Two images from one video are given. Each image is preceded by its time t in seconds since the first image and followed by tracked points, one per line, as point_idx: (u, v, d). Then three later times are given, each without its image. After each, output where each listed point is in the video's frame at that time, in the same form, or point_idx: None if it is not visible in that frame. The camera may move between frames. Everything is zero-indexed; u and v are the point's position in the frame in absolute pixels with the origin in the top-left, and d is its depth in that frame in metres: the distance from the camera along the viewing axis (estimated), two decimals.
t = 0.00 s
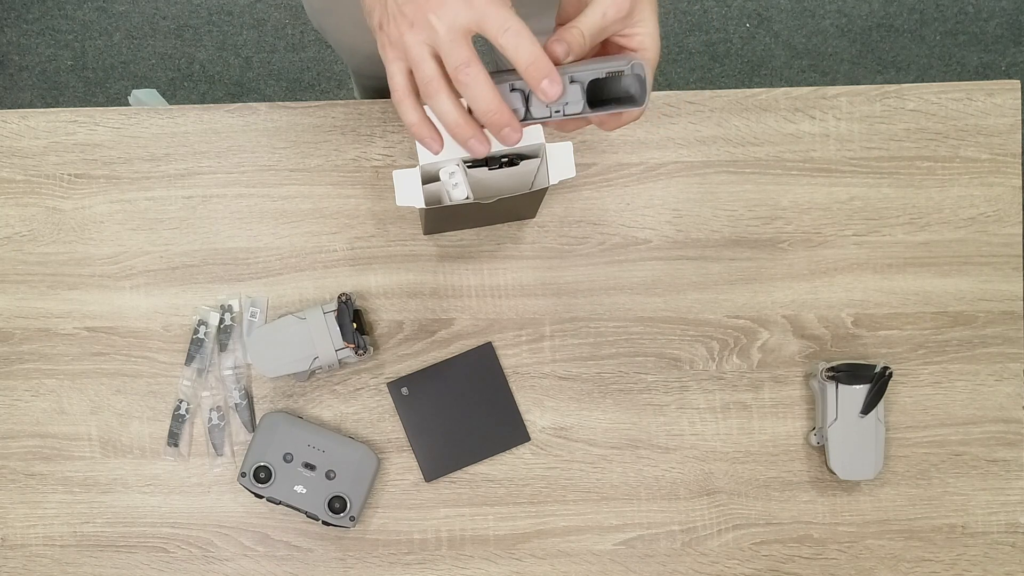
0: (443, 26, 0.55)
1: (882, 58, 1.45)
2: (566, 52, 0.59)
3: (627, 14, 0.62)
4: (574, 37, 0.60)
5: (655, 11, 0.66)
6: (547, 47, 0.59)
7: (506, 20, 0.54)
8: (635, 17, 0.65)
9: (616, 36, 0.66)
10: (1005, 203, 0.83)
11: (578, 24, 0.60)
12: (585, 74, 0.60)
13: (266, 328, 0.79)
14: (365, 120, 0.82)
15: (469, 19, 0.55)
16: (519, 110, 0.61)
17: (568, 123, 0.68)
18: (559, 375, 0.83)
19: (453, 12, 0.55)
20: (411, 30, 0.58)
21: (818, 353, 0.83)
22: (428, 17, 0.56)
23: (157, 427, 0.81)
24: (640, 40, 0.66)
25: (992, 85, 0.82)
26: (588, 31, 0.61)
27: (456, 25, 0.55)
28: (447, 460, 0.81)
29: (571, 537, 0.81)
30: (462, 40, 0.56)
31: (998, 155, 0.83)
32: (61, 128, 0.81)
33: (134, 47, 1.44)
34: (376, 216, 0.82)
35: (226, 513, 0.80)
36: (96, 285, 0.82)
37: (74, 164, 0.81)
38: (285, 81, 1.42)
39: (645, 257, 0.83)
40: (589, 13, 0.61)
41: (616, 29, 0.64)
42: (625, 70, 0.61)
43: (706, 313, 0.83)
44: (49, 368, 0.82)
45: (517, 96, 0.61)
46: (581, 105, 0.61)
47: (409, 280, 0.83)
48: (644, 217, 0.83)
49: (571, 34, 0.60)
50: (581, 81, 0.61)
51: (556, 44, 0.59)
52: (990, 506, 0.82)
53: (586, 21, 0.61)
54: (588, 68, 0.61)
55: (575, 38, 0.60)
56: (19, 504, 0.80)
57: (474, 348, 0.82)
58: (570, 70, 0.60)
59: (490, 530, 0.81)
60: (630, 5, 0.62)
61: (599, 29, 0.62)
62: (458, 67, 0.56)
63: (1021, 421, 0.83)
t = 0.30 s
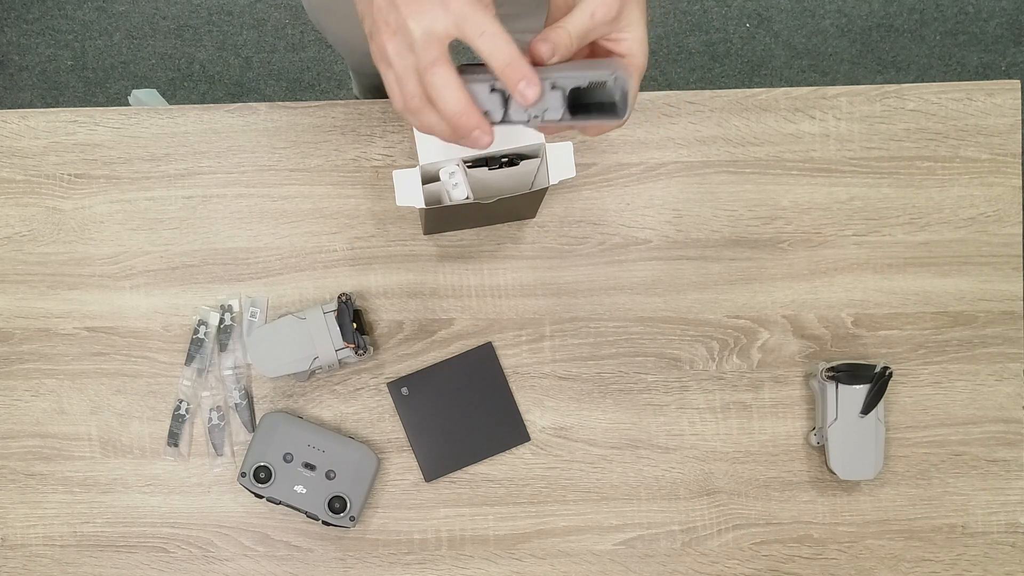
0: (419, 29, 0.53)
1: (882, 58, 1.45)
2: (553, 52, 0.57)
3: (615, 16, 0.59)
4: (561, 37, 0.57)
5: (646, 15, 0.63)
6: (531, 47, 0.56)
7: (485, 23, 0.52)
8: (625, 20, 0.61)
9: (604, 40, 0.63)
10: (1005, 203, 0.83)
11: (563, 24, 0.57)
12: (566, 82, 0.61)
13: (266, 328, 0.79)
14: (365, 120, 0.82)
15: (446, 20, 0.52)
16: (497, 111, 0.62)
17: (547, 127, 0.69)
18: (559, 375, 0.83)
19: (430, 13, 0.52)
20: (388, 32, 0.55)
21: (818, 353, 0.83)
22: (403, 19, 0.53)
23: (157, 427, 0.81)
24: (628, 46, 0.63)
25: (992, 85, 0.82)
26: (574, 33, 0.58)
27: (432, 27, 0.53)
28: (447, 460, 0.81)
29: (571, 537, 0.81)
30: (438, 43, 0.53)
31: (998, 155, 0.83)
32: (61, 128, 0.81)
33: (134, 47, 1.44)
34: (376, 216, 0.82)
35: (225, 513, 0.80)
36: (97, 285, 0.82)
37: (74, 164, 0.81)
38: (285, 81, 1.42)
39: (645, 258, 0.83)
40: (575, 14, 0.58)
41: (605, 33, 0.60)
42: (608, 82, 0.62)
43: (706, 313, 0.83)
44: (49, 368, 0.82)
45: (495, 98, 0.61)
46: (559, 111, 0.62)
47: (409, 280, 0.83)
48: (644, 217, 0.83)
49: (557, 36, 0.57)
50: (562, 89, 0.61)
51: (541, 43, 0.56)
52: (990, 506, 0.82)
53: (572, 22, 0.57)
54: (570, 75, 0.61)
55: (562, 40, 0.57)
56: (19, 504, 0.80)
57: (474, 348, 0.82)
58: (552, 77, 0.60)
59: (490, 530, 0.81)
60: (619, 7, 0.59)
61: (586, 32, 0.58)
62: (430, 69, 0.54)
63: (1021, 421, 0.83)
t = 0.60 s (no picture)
0: (385, 122, 0.60)
1: (882, 58, 1.45)
2: (521, 123, 0.58)
3: (587, 81, 0.62)
4: (531, 108, 0.59)
5: (620, 79, 0.66)
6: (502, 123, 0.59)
7: (443, 116, 0.58)
8: (596, 87, 0.64)
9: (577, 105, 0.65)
10: (1005, 203, 0.83)
11: (535, 92, 0.59)
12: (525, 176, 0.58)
13: (266, 328, 0.79)
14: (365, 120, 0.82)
15: (411, 113, 0.59)
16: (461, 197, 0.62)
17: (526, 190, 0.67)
18: (559, 375, 0.83)
19: (395, 108, 0.60)
20: (364, 118, 0.62)
21: (818, 353, 0.83)
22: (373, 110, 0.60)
23: (157, 427, 0.81)
24: (603, 108, 0.65)
25: (992, 85, 0.82)
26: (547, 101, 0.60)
27: (397, 119, 0.60)
28: (447, 459, 0.81)
29: (571, 536, 0.81)
30: (404, 132, 0.60)
31: (998, 155, 0.83)
32: (61, 128, 0.81)
33: (134, 47, 1.44)
34: (376, 216, 0.82)
35: (225, 513, 0.80)
36: (97, 285, 0.82)
37: (74, 164, 0.81)
38: (285, 81, 1.42)
39: (645, 257, 0.83)
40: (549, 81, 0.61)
41: (576, 98, 0.63)
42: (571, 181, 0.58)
43: (706, 313, 0.83)
44: (49, 367, 0.82)
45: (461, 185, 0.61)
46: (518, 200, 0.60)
47: (409, 280, 0.83)
48: (644, 217, 0.83)
49: (528, 107, 0.59)
50: (521, 182, 0.59)
51: (510, 117, 0.58)
52: (990, 506, 0.82)
53: (545, 91, 0.60)
54: (529, 168, 0.58)
55: (533, 113, 0.59)
56: (19, 504, 0.80)
57: (474, 348, 0.82)
58: (511, 171, 0.58)
59: (490, 530, 0.81)
60: (590, 72, 0.62)
61: (560, 97, 0.61)
62: (395, 165, 0.60)
63: (1021, 421, 0.83)
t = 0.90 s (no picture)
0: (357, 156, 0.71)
1: (882, 58, 1.45)
2: (532, 158, 0.61)
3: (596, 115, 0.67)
4: (542, 142, 0.61)
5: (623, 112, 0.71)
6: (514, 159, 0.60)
7: (385, 166, 0.67)
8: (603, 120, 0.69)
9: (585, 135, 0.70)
10: (1005, 203, 0.83)
11: (551, 125, 0.63)
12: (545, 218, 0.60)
13: (267, 328, 0.79)
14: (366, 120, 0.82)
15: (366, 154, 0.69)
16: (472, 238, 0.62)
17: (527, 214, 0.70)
18: (559, 374, 0.83)
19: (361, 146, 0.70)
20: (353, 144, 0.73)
21: (818, 353, 0.83)
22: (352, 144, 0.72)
23: (157, 427, 0.81)
24: (609, 139, 0.70)
25: (991, 85, 0.83)
26: (561, 133, 0.64)
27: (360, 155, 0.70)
28: (447, 459, 0.81)
29: (571, 537, 0.81)
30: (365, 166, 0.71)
31: (998, 155, 0.83)
32: (61, 128, 0.82)
33: (134, 47, 1.44)
34: (376, 216, 0.82)
35: (225, 513, 0.80)
36: (97, 285, 0.82)
37: (74, 164, 0.82)
38: (285, 81, 1.42)
39: (645, 257, 0.83)
40: (563, 114, 0.65)
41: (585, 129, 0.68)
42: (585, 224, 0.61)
43: (706, 313, 0.83)
44: (49, 367, 0.82)
45: (474, 226, 0.62)
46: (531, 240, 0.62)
47: (409, 280, 0.83)
48: (644, 218, 0.83)
49: (539, 139, 0.61)
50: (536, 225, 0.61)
51: (523, 152, 0.60)
52: (990, 506, 0.82)
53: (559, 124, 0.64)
54: (544, 213, 0.61)
55: (544, 146, 0.61)
56: (19, 504, 0.80)
57: (474, 348, 0.82)
58: (528, 216, 0.61)
59: (490, 530, 0.81)
60: (600, 106, 0.67)
61: (573, 129, 0.66)
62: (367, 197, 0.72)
63: (1021, 421, 0.83)
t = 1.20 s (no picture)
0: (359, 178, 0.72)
1: (882, 58, 1.45)
2: (537, 170, 0.60)
3: (598, 127, 0.67)
4: (546, 153, 0.61)
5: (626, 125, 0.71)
6: (517, 168, 0.60)
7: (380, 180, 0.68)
8: (605, 132, 0.69)
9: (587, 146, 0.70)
10: (1005, 203, 0.83)
11: (554, 136, 0.63)
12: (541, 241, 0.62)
13: (267, 328, 0.79)
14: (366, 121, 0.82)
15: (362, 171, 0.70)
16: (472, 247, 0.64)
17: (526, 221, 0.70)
18: (559, 375, 0.83)
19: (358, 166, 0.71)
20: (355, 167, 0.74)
21: (818, 353, 0.83)
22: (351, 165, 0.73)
23: (157, 427, 0.81)
24: (610, 152, 0.70)
25: (991, 85, 0.83)
26: (564, 144, 0.64)
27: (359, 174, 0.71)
28: (447, 459, 0.81)
29: (571, 536, 0.81)
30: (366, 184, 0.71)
31: (998, 155, 0.83)
32: (61, 128, 0.82)
33: (134, 47, 1.44)
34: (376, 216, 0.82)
35: (225, 513, 0.80)
36: (97, 285, 0.82)
37: (74, 164, 0.82)
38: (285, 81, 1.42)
39: (645, 257, 0.83)
40: (567, 126, 0.65)
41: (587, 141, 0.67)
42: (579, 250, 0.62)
43: (706, 314, 0.83)
44: (49, 368, 0.82)
45: (474, 237, 0.64)
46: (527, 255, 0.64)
47: (409, 280, 0.83)
48: (644, 217, 0.83)
49: (543, 150, 0.61)
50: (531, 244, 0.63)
51: (526, 162, 0.60)
52: (989, 506, 0.82)
53: (562, 135, 0.64)
54: (541, 235, 0.62)
55: (549, 156, 0.61)
56: (19, 504, 0.80)
57: (474, 348, 0.82)
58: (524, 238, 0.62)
59: (490, 530, 0.81)
60: (604, 118, 0.67)
61: (576, 141, 0.65)
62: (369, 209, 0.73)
63: (1021, 421, 0.83)
